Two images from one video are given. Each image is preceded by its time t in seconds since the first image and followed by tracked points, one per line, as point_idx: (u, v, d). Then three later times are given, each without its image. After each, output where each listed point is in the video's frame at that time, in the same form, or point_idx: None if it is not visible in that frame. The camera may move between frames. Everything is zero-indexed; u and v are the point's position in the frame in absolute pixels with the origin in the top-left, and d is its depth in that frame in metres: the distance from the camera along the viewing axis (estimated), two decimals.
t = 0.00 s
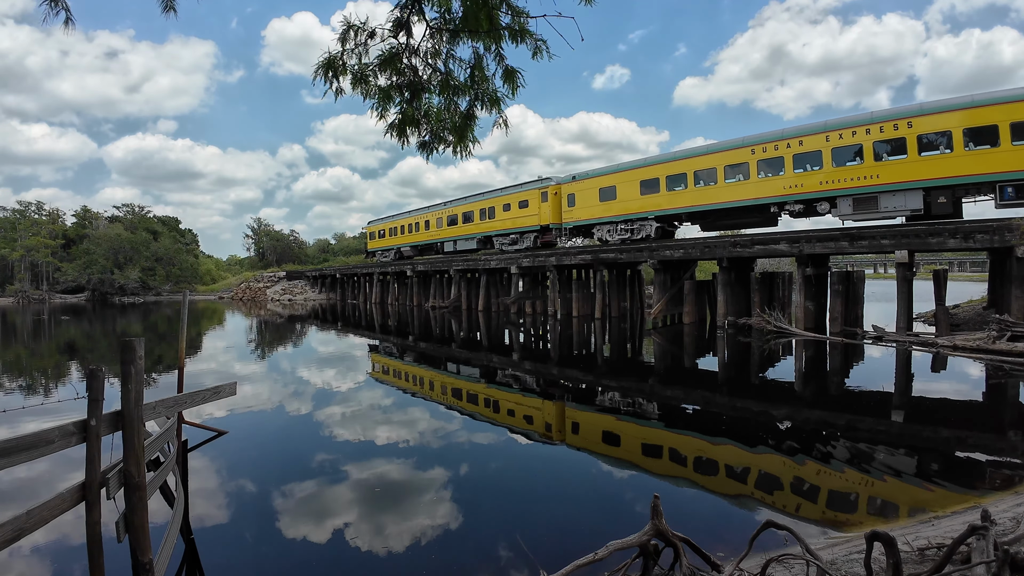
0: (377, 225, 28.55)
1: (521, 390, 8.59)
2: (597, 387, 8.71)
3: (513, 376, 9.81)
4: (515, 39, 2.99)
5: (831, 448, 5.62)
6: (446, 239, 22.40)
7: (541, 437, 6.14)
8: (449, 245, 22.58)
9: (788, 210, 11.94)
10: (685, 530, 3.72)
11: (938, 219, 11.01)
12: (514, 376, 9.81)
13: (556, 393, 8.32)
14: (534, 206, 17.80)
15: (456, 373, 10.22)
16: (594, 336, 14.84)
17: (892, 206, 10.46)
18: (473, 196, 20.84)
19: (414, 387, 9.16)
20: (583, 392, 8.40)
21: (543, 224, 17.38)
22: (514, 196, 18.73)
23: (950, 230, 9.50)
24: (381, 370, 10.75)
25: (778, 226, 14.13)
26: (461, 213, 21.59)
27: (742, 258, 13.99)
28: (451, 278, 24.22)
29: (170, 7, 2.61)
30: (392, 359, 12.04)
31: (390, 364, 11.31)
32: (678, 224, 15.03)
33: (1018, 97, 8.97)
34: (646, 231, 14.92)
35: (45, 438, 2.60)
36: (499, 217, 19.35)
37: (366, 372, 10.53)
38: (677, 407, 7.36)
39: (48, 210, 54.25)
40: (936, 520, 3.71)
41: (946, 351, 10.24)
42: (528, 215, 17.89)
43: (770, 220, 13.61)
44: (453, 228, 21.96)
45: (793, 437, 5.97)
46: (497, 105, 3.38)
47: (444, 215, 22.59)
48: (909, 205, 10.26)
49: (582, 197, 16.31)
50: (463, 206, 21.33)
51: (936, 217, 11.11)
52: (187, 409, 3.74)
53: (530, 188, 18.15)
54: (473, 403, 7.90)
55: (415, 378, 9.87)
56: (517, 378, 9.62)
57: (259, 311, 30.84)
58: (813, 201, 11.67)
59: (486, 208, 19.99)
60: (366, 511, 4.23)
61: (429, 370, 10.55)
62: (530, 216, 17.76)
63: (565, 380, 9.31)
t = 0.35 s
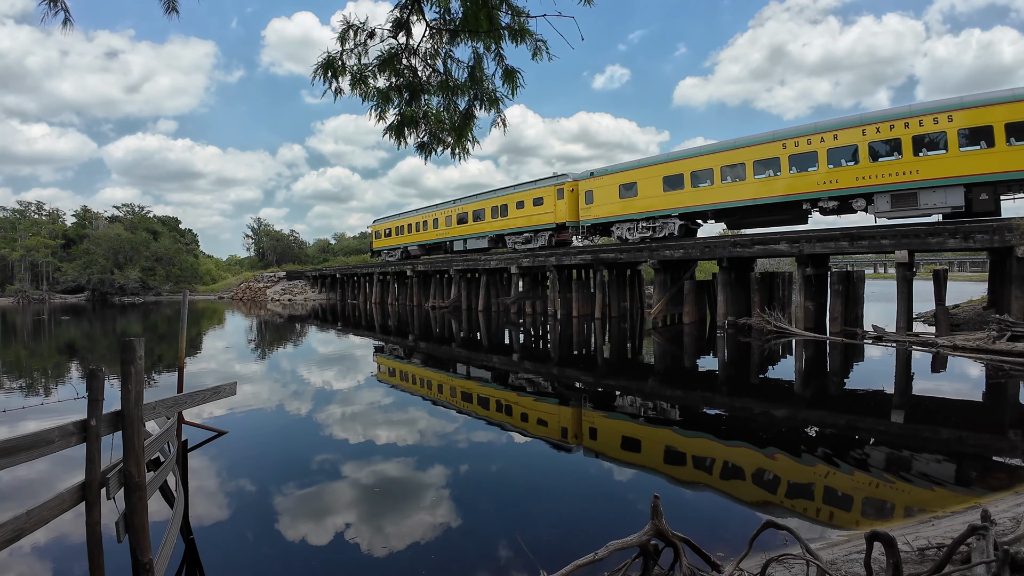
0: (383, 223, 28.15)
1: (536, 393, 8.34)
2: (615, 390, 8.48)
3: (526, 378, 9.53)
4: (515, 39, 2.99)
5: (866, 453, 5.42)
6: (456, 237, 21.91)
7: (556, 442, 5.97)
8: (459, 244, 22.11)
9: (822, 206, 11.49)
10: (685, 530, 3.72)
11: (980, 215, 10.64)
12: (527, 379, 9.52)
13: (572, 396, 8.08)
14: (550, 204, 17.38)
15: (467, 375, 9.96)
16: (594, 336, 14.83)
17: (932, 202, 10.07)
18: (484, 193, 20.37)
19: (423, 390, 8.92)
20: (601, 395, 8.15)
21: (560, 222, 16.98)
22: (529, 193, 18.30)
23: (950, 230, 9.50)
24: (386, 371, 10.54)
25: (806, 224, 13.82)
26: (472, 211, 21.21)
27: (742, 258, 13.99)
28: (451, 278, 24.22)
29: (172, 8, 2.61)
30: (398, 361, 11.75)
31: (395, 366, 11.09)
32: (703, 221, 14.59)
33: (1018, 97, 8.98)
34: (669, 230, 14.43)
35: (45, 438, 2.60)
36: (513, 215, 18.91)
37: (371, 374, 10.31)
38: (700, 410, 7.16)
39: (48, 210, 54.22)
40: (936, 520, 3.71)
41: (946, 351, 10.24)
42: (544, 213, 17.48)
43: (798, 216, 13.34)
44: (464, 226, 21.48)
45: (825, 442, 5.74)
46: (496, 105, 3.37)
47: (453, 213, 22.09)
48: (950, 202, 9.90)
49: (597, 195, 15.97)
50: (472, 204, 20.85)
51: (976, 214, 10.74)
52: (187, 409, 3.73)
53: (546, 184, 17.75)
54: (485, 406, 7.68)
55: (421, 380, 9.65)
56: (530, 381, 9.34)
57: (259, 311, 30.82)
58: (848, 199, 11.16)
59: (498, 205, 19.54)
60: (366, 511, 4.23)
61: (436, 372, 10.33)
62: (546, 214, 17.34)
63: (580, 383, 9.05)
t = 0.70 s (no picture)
0: (390, 222, 27.66)
1: (552, 397, 8.06)
2: (633, 394, 8.20)
3: (540, 381, 9.22)
4: (514, 39, 2.99)
5: (902, 461, 5.20)
6: (466, 236, 21.35)
7: (570, 447, 5.79)
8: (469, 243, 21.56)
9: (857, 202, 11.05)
10: (685, 530, 3.72)
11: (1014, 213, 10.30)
12: (542, 381, 9.22)
13: (588, 400, 7.82)
14: (566, 201, 16.83)
15: (479, 378, 9.64)
16: (594, 336, 14.83)
17: (973, 200, 9.62)
18: (496, 190, 19.81)
19: (432, 393, 8.66)
20: (620, 399, 7.86)
21: (578, 220, 16.47)
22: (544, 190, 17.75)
23: (950, 230, 9.50)
24: (393, 373, 10.32)
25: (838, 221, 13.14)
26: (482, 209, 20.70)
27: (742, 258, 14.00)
28: (451, 278, 24.22)
29: (174, 10, 2.61)
30: (407, 363, 11.44)
31: (401, 368, 10.88)
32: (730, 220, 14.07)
33: (1018, 96, 8.98)
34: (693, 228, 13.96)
35: (45, 438, 2.60)
36: (527, 213, 18.37)
37: (378, 376, 10.08)
38: (724, 415, 6.91)
39: (48, 210, 54.20)
40: (936, 521, 3.71)
41: (946, 351, 10.24)
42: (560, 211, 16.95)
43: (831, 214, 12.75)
44: (476, 224, 20.91)
45: (859, 449, 5.52)
46: (494, 106, 3.37)
47: (464, 211, 21.53)
48: (992, 199, 9.46)
49: (612, 192, 15.58)
50: (484, 202, 20.27)
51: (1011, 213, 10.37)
52: (187, 409, 3.74)
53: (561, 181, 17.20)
54: (497, 411, 7.44)
55: (430, 383, 9.40)
56: (545, 384, 9.05)
57: (259, 311, 30.82)
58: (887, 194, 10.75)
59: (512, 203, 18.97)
60: (366, 511, 4.23)
61: (445, 374, 10.08)
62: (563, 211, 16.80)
63: (597, 387, 8.76)
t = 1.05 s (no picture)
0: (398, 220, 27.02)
1: (568, 401, 7.79)
2: (653, 398, 7.93)
3: (556, 385, 8.89)
4: (514, 39, 2.99)
5: (928, 464, 5.08)
6: (477, 235, 20.65)
7: (589, 452, 5.61)
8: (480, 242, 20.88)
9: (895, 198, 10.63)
10: (685, 530, 3.72)
11: None
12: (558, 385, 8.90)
13: (607, 404, 7.53)
14: (584, 198, 16.15)
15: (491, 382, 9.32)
16: (594, 336, 14.82)
17: (1017, 197, 9.21)
18: (509, 186, 19.08)
19: (438, 396, 8.50)
20: (641, 404, 7.56)
21: (596, 218, 15.80)
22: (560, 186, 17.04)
23: (950, 230, 9.50)
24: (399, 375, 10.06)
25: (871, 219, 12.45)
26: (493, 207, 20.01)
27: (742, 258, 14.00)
28: (451, 278, 24.23)
29: (174, 11, 2.61)
30: (415, 366, 11.12)
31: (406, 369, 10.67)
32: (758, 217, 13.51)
33: (1018, 96, 8.98)
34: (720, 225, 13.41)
35: (45, 438, 2.60)
36: (542, 210, 17.67)
37: (384, 378, 9.81)
38: (751, 420, 6.67)
39: (48, 210, 54.16)
40: (937, 521, 3.71)
41: (946, 351, 10.24)
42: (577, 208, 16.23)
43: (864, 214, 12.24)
44: (487, 223, 20.21)
45: (893, 455, 5.33)
46: (494, 106, 3.37)
47: (476, 208, 20.83)
48: None
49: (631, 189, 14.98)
50: (496, 199, 19.55)
51: None
52: (187, 409, 3.74)
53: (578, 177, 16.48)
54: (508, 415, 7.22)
55: (438, 386, 9.12)
56: (561, 388, 8.73)
57: (259, 311, 30.83)
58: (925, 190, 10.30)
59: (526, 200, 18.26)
60: (366, 511, 4.23)
61: (454, 377, 9.81)
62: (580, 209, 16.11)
63: (614, 390, 8.47)
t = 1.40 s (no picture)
0: (405, 219, 26.49)
1: (585, 405, 7.53)
2: (674, 401, 7.71)
3: (572, 388, 8.62)
4: (514, 39, 2.99)
5: (929, 464, 5.07)
6: (489, 233, 20.10)
7: (604, 456, 5.43)
8: (492, 240, 20.32)
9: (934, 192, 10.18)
10: (685, 530, 3.72)
11: None
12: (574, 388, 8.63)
13: (626, 408, 7.29)
14: (603, 194, 15.67)
15: (502, 386, 9.02)
16: (594, 336, 14.82)
17: None
18: (524, 183, 18.57)
19: (438, 396, 8.49)
20: (662, 408, 7.32)
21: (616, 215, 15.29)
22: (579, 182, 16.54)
23: (950, 230, 9.49)
24: (406, 377, 9.81)
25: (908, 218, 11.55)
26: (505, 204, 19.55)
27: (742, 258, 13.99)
28: (451, 278, 24.22)
29: (176, 11, 2.60)
30: (423, 368, 10.86)
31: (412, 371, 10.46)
32: (788, 214, 12.95)
33: (1017, 96, 8.98)
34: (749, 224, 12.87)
35: (45, 438, 2.60)
36: (559, 207, 17.16)
37: (390, 381, 9.55)
38: (778, 425, 6.46)
39: (48, 210, 54.13)
40: (937, 520, 3.71)
41: (946, 351, 10.23)
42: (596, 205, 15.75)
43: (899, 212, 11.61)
44: (500, 221, 19.67)
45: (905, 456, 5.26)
46: (495, 106, 3.37)
47: (487, 205, 20.29)
48: None
49: (651, 185, 14.57)
50: (510, 196, 19.03)
51: None
52: (188, 408, 3.74)
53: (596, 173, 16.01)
54: (519, 418, 7.06)
55: (448, 389, 8.88)
56: (577, 391, 8.47)
57: (259, 311, 30.81)
58: (968, 186, 9.86)
59: (542, 196, 17.75)
60: (366, 511, 4.23)
61: (464, 380, 9.58)
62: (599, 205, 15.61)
63: (632, 394, 8.23)
